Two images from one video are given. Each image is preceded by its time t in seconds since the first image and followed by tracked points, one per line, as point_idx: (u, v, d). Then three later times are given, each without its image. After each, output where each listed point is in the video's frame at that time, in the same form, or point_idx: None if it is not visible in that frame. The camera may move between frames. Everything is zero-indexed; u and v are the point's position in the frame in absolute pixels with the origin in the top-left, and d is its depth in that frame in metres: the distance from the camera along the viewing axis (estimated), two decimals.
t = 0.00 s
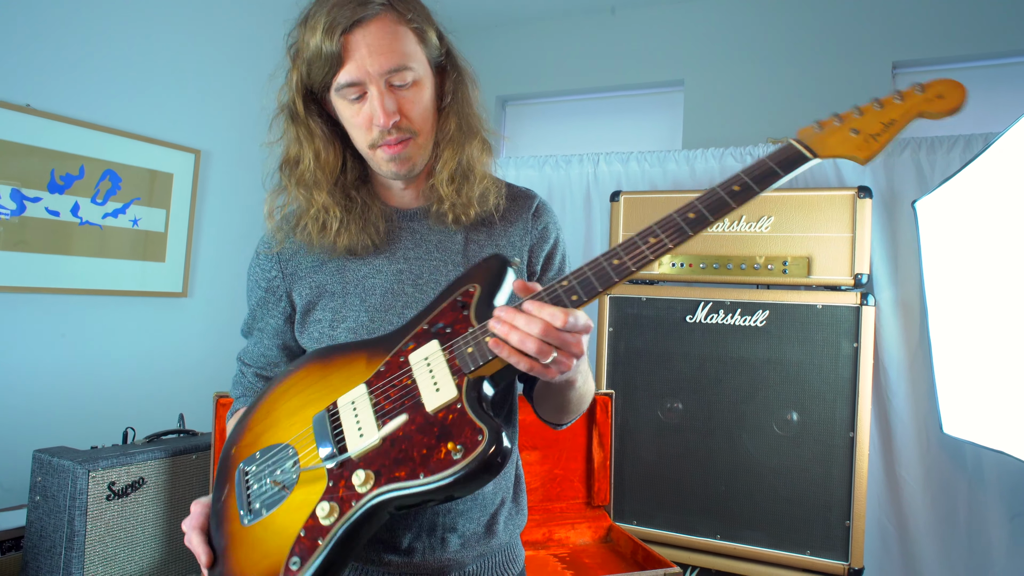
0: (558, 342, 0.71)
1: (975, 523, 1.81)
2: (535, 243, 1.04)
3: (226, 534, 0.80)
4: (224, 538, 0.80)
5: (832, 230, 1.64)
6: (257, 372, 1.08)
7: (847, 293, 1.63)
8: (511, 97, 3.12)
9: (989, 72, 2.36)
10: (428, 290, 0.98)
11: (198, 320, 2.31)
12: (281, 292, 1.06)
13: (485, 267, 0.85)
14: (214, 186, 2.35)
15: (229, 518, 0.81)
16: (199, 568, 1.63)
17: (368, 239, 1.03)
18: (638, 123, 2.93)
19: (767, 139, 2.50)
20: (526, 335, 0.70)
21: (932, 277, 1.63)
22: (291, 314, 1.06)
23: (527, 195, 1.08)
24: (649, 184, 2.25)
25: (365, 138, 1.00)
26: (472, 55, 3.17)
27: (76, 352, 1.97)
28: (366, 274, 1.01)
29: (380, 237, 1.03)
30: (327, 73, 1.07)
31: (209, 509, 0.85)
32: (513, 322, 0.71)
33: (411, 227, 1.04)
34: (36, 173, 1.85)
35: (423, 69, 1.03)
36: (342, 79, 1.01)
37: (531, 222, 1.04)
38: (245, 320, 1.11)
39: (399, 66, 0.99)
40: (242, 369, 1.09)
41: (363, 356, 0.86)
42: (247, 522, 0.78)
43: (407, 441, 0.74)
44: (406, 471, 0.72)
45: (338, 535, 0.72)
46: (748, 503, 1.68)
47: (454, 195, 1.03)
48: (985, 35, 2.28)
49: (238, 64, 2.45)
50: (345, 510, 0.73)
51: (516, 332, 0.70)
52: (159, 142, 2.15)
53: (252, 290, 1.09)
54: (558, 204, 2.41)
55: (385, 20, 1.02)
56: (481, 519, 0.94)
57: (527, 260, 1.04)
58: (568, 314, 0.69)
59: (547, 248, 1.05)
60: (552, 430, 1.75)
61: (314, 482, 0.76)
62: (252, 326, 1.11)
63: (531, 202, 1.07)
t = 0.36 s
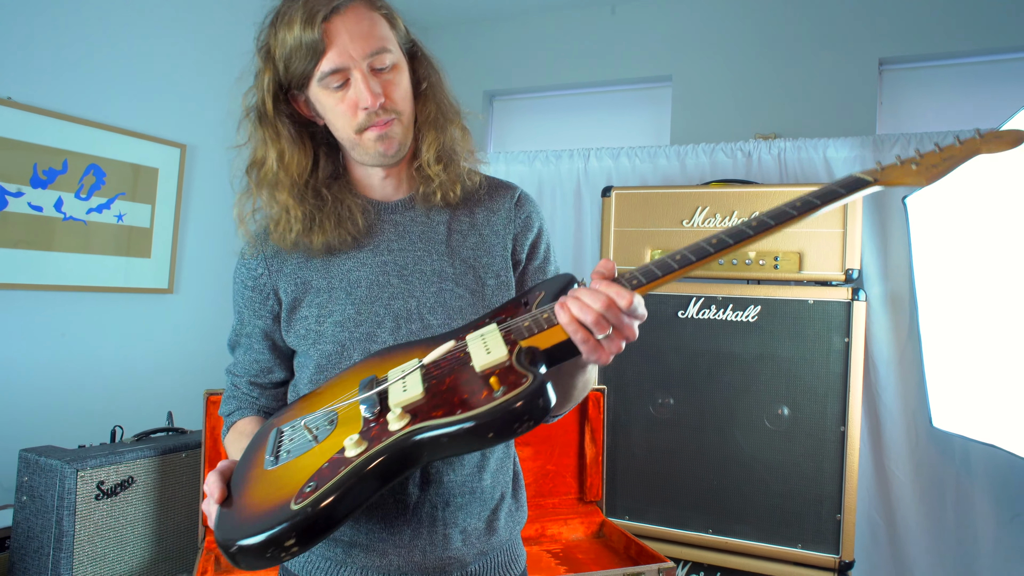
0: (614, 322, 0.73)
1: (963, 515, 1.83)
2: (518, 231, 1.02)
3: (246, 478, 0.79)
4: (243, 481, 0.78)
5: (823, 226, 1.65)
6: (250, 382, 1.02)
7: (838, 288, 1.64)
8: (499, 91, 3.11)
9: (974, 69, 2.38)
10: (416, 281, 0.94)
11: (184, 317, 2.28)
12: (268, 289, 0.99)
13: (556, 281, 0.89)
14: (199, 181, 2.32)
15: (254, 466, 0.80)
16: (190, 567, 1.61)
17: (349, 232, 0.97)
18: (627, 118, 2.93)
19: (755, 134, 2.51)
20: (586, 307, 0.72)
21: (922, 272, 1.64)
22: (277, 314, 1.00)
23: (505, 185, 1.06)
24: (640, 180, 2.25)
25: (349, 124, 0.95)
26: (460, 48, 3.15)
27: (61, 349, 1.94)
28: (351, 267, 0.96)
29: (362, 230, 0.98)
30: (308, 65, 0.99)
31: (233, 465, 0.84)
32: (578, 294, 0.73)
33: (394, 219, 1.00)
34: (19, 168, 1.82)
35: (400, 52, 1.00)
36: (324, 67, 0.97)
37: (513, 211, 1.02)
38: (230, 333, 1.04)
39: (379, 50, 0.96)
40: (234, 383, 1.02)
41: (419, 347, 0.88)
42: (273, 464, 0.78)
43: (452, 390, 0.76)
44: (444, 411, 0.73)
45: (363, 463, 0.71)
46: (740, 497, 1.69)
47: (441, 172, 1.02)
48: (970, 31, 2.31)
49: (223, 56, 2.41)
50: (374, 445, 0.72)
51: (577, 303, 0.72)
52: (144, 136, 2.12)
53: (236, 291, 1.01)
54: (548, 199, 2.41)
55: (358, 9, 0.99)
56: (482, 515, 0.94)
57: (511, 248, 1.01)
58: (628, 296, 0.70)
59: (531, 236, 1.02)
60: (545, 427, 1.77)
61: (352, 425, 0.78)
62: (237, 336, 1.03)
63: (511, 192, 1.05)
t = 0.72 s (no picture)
0: (629, 300, 0.75)
1: (952, 506, 1.86)
2: (520, 227, 1.01)
3: (268, 475, 0.78)
4: (266, 478, 0.78)
5: (815, 222, 1.66)
6: (251, 383, 1.01)
7: (831, 284, 1.65)
8: (488, 87, 3.09)
9: (959, 66, 2.41)
10: (418, 279, 0.93)
11: (172, 314, 2.25)
12: (268, 289, 0.98)
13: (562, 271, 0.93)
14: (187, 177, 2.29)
15: (275, 463, 0.80)
16: (182, 568, 1.59)
17: (348, 228, 0.97)
18: (616, 113, 2.93)
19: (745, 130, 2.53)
20: (601, 284, 0.74)
21: (914, 267, 1.66)
22: (277, 314, 0.98)
23: (504, 183, 1.05)
24: (632, 176, 2.25)
25: (345, 128, 0.94)
26: (448, 44, 3.13)
27: (47, 348, 1.91)
28: (352, 265, 0.95)
29: (361, 227, 0.97)
30: (302, 68, 0.97)
31: (253, 466, 0.83)
32: (593, 274, 0.76)
33: (394, 217, 0.98)
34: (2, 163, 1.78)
35: (395, 52, 0.97)
36: (317, 71, 0.94)
37: (513, 207, 1.01)
38: (228, 337, 1.02)
39: (374, 52, 0.93)
40: (233, 386, 1.01)
41: (432, 340, 0.88)
42: (296, 460, 0.78)
43: (474, 373, 0.78)
44: (471, 391, 0.74)
45: (393, 448, 0.71)
46: (734, 492, 1.70)
47: (438, 175, 1.01)
48: (956, 29, 2.33)
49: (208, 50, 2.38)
50: (402, 429, 0.73)
51: (593, 281, 0.75)
52: (129, 131, 2.09)
53: (235, 291, 1.00)
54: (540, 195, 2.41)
55: (353, 11, 0.96)
56: (488, 513, 0.94)
57: (513, 244, 1.00)
58: (643, 272, 0.73)
59: (532, 232, 1.01)
60: (539, 424, 1.76)
61: (375, 415, 0.79)
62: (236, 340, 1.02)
63: (511, 189, 1.04)
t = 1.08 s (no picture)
0: (637, 313, 0.76)
1: (937, 501, 1.89)
2: (523, 230, 1.04)
3: (270, 481, 0.77)
4: (268, 484, 0.76)
5: (803, 222, 1.67)
6: (250, 383, 1.01)
7: (819, 284, 1.67)
8: (473, 86, 3.08)
9: (940, 69, 2.46)
10: (421, 280, 0.95)
11: (156, 314, 2.22)
12: (270, 288, 0.99)
13: (567, 283, 0.96)
14: (170, 175, 2.25)
15: (277, 468, 0.79)
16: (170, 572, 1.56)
17: (351, 226, 0.99)
18: (602, 113, 2.94)
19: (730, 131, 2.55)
20: (609, 297, 0.75)
21: (900, 267, 1.68)
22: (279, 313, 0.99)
23: (510, 184, 1.08)
24: (621, 175, 2.26)
25: (343, 131, 0.93)
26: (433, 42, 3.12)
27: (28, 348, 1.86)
28: (355, 265, 0.97)
29: (364, 226, 0.99)
30: (299, 71, 0.98)
31: (253, 470, 0.82)
32: (602, 287, 0.77)
33: (397, 217, 1.01)
34: None
35: (396, 55, 0.96)
36: (316, 76, 0.93)
37: (519, 209, 1.04)
38: (228, 335, 1.03)
39: (373, 58, 0.92)
40: (233, 386, 1.01)
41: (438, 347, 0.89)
42: (299, 466, 0.77)
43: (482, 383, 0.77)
44: (478, 401, 0.74)
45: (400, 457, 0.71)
46: (723, 490, 1.71)
47: (436, 180, 1.02)
48: (937, 32, 2.37)
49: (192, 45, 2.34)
50: (409, 438, 0.73)
51: (601, 293, 0.76)
52: (112, 127, 2.05)
53: (237, 289, 1.01)
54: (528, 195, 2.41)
55: (354, 13, 0.94)
56: (490, 514, 0.94)
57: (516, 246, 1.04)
58: (652, 287, 0.74)
59: (535, 235, 1.05)
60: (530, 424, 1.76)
61: (380, 421, 0.78)
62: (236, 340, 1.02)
63: (514, 191, 1.07)
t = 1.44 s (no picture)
0: (636, 318, 0.76)
1: (916, 501, 1.93)
2: (521, 234, 1.06)
3: (267, 485, 0.75)
4: (265, 488, 0.75)
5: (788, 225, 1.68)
6: (243, 383, 1.00)
7: (803, 286, 1.69)
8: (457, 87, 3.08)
9: (918, 76, 2.51)
10: (419, 282, 0.96)
11: (137, 315, 2.17)
12: (265, 289, 0.98)
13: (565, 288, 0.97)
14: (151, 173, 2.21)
15: (274, 472, 0.77)
16: None
17: (348, 227, 0.99)
18: (586, 116, 2.95)
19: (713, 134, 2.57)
20: (610, 302, 0.75)
21: (882, 270, 1.70)
22: (274, 315, 0.99)
23: (507, 188, 1.10)
24: (607, 178, 2.28)
25: (337, 134, 0.94)
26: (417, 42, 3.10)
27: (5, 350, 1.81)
28: (351, 267, 0.97)
29: (361, 227, 1.00)
30: (293, 72, 0.99)
31: (247, 473, 0.80)
32: (602, 292, 0.77)
33: (394, 219, 1.01)
34: None
35: (393, 59, 0.96)
36: (311, 78, 0.93)
37: (517, 212, 1.07)
38: (220, 336, 1.02)
39: (369, 62, 0.92)
40: (224, 385, 1.00)
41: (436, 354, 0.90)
42: (298, 470, 0.76)
43: (484, 387, 0.77)
44: (481, 405, 0.74)
45: (403, 460, 0.70)
46: (708, 491, 1.72)
47: (435, 185, 1.03)
48: (916, 39, 2.41)
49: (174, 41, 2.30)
50: (412, 441, 0.72)
51: (601, 298, 0.76)
52: (92, 124, 2.00)
53: (230, 290, 1.00)
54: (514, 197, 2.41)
55: (352, 15, 0.93)
56: (485, 517, 0.93)
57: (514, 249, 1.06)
58: (652, 293, 0.74)
59: (532, 239, 1.07)
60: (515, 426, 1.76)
61: (379, 425, 0.77)
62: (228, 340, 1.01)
63: (512, 195, 1.09)
